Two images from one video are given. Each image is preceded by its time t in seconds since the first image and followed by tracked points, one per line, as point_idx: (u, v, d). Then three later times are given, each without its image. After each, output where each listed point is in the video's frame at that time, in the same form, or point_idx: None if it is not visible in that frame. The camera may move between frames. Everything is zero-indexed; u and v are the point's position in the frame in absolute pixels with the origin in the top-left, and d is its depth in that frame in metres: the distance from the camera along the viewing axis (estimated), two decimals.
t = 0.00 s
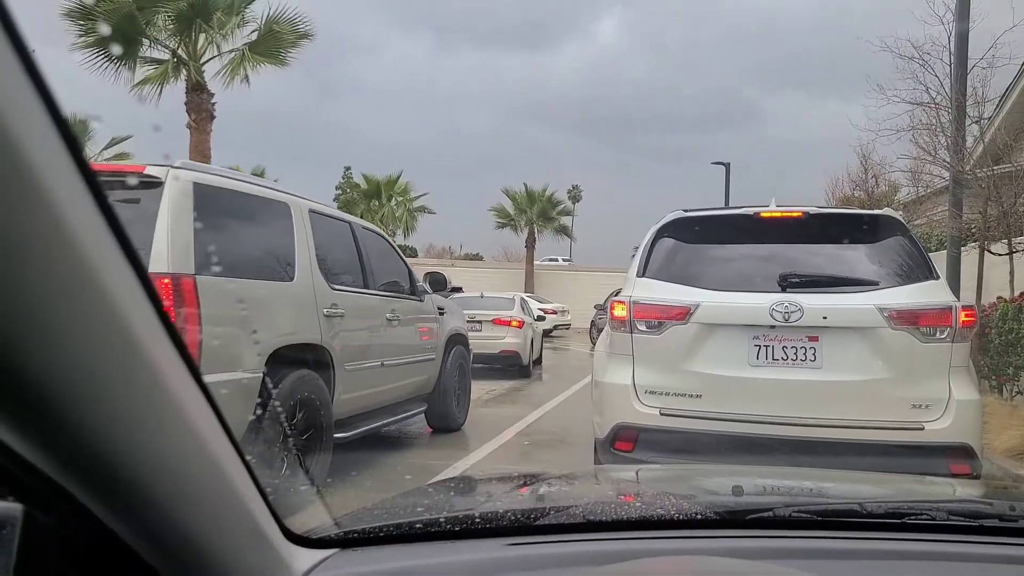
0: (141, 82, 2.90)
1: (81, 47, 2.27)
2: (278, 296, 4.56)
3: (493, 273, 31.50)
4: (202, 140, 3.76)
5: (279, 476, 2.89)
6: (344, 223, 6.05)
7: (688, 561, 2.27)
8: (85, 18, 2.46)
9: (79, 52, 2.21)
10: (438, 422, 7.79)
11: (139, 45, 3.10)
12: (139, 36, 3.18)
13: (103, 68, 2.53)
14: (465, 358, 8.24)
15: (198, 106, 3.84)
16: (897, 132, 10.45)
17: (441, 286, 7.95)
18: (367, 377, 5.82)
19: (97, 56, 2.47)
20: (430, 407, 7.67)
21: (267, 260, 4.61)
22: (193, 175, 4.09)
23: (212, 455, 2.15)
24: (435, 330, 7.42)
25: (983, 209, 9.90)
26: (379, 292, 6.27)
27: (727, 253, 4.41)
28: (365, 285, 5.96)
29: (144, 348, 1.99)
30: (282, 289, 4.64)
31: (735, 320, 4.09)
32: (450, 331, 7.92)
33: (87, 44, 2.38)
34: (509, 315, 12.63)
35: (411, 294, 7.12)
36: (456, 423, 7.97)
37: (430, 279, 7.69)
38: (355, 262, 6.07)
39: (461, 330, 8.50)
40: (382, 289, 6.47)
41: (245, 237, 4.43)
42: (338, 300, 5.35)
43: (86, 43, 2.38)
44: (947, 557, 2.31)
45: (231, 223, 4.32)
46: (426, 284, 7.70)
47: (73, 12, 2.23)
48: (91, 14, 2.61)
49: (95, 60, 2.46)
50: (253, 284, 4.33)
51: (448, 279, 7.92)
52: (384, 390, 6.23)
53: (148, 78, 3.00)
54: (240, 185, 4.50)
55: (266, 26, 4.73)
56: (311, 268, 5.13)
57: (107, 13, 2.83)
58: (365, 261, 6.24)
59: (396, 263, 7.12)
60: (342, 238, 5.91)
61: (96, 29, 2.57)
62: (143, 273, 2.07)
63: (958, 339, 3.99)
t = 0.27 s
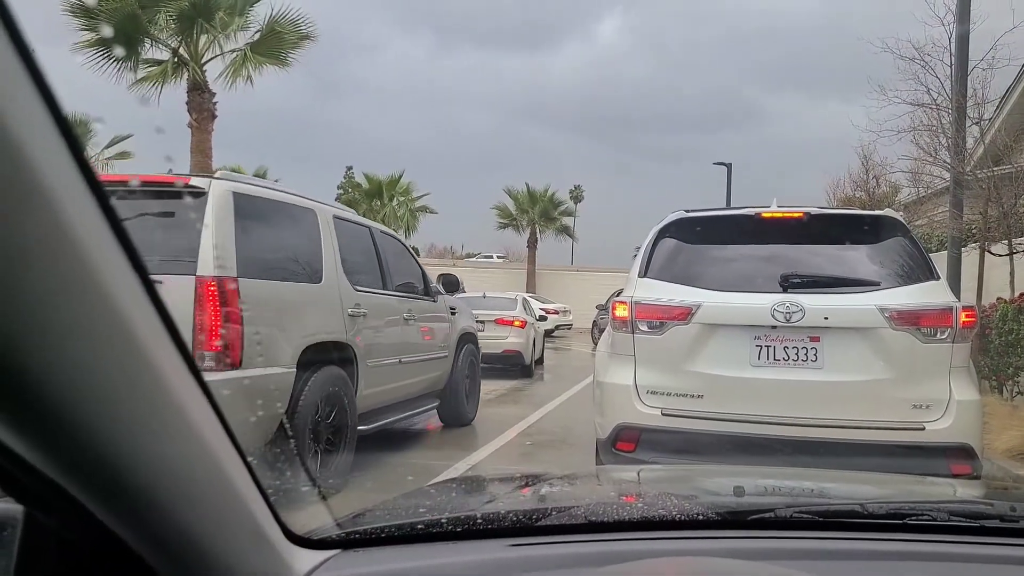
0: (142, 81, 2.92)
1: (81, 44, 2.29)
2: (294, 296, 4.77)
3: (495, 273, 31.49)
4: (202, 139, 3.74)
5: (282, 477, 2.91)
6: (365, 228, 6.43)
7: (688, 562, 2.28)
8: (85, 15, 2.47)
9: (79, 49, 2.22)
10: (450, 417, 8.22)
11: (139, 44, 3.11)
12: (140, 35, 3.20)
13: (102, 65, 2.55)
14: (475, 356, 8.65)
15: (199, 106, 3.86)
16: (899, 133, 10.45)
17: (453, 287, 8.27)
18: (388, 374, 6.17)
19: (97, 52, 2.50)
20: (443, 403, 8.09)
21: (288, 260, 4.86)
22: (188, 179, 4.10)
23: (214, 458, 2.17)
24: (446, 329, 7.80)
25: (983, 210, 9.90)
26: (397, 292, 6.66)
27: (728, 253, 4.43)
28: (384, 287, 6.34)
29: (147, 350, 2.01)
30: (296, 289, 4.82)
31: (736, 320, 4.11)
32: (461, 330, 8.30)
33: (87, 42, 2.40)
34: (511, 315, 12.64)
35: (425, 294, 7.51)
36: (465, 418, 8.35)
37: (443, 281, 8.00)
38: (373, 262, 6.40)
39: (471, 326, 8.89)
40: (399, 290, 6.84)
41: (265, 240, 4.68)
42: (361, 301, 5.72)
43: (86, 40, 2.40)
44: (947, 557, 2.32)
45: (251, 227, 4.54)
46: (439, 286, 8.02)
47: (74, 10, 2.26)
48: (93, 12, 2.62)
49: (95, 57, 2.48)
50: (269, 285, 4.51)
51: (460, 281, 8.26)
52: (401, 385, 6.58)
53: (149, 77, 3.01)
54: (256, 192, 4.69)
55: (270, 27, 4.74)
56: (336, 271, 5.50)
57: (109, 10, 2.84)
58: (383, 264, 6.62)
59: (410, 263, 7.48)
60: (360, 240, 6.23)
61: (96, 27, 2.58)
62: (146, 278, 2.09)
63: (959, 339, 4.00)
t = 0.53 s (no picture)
0: (143, 82, 2.90)
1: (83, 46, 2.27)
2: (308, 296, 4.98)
3: (495, 272, 31.47)
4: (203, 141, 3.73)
5: (283, 475, 2.90)
6: (379, 232, 6.76)
7: (692, 561, 2.27)
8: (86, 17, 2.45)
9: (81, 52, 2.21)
10: (459, 413, 8.50)
11: (140, 45, 3.10)
12: (142, 37, 3.18)
13: (106, 67, 2.53)
14: (484, 353, 8.95)
15: (200, 107, 3.84)
16: (901, 129, 10.43)
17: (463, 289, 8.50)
18: (401, 370, 6.45)
19: (99, 55, 2.48)
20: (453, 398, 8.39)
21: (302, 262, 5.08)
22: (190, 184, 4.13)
23: (216, 457, 2.16)
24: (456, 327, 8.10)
25: (987, 206, 9.89)
26: (410, 293, 7.00)
27: (730, 251, 4.41)
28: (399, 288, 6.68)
29: (149, 350, 1.99)
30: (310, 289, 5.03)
31: (737, 318, 4.09)
32: (471, 328, 8.61)
33: (88, 43, 2.38)
34: (512, 313, 12.63)
35: (436, 294, 7.85)
36: (474, 414, 8.68)
37: (453, 282, 8.26)
38: (387, 263, 6.70)
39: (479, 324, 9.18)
40: (411, 289, 7.11)
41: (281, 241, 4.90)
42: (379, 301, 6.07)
43: (87, 41, 2.38)
44: (953, 555, 2.30)
45: (265, 228, 4.76)
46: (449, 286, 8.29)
47: (74, 10, 2.24)
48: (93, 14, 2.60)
49: (98, 60, 2.46)
50: (283, 284, 4.72)
51: (470, 281, 8.54)
52: (414, 381, 6.88)
53: (151, 79, 2.99)
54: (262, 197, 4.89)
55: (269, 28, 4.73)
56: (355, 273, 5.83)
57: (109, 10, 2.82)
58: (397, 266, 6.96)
59: (419, 263, 7.80)
60: (372, 241, 6.48)
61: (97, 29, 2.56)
62: (148, 277, 2.07)
63: (962, 336, 3.99)
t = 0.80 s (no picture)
0: (149, 84, 2.89)
1: (89, 50, 2.26)
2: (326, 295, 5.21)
3: (499, 271, 31.44)
4: (210, 142, 3.72)
5: (287, 474, 2.89)
6: (394, 236, 7.07)
7: (700, 560, 2.24)
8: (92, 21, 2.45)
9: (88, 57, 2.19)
10: (469, 410, 8.75)
11: (145, 47, 3.08)
12: (146, 39, 3.17)
13: (112, 70, 2.52)
14: (493, 352, 9.21)
15: (205, 108, 3.83)
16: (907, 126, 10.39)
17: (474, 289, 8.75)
18: (414, 368, 6.70)
19: (105, 58, 2.46)
20: (463, 395, 8.62)
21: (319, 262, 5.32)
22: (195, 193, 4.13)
23: (222, 456, 2.15)
24: (467, 326, 8.36)
25: (994, 203, 9.84)
26: (424, 293, 7.30)
27: (734, 248, 4.39)
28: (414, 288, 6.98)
29: (154, 349, 1.98)
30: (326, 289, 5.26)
31: (742, 316, 4.07)
32: (481, 327, 8.86)
33: (94, 46, 2.37)
34: (516, 312, 12.61)
35: (448, 295, 8.14)
36: (484, 411, 8.92)
37: (464, 282, 8.52)
38: (402, 264, 7.01)
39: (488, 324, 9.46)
40: (426, 289, 7.42)
41: (300, 243, 5.12)
42: (395, 301, 6.35)
43: (93, 44, 2.37)
44: (963, 554, 2.28)
45: (290, 232, 5.07)
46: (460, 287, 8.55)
47: (80, 16, 2.23)
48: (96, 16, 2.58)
49: (104, 63, 2.45)
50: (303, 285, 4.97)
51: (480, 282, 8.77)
52: (427, 378, 7.13)
53: (156, 81, 2.98)
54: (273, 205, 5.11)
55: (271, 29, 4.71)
56: (373, 274, 6.13)
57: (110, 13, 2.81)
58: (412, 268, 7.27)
59: (433, 265, 8.09)
60: (386, 243, 6.71)
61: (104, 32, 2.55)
62: (152, 276, 2.06)
63: (970, 333, 3.96)
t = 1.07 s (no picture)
0: (161, 85, 2.90)
1: (101, 50, 2.27)
2: (347, 294, 5.52)
3: (507, 269, 31.42)
4: (218, 141, 3.73)
5: (296, 472, 2.89)
6: (412, 237, 7.38)
7: (710, 560, 2.23)
8: (105, 21, 2.45)
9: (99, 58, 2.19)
10: (483, 405, 8.98)
11: (157, 46, 3.09)
12: (158, 38, 3.17)
13: (123, 70, 2.52)
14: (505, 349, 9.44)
15: (215, 107, 3.84)
16: (918, 123, 10.34)
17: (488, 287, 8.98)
18: (432, 364, 6.94)
19: (117, 58, 2.47)
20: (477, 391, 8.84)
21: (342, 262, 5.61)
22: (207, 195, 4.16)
23: (232, 455, 2.15)
24: (481, 324, 8.59)
25: (1007, 201, 9.77)
26: (441, 292, 7.59)
27: (744, 246, 4.36)
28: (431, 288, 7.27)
29: (165, 347, 1.98)
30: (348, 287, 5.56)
31: (752, 315, 4.04)
32: (494, 325, 9.10)
33: (106, 46, 2.38)
34: (525, 311, 12.60)
35: (464, 294, 8.41)
36: (498, 406, 9.16)
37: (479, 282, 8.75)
38: (420, 265, 7.32)
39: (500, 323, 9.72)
40: (442, 289, 7.72)
41: (326, 244, 5.44)
42: (414, 300, 6.64)
43: (105, 44, 2.37)
44: (975, 556, 2.26)
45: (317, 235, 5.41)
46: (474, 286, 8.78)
47: (92, 17, 2.23)
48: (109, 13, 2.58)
49: (116, 62, 2.45)
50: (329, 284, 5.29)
51: (494, 282, 8.99)
52: (443, 374, 7.37)
53: (167, 81, 2.98)
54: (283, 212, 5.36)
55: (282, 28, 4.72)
56: (393, 275, 6.44)
57: (125, 9, 2.81)
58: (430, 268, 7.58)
59: (449, 265, 8.37)
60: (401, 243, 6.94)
61: (117, 32, 2.56)
62: (164, 276, 2.06)
63: (982, 332, 3.93)
